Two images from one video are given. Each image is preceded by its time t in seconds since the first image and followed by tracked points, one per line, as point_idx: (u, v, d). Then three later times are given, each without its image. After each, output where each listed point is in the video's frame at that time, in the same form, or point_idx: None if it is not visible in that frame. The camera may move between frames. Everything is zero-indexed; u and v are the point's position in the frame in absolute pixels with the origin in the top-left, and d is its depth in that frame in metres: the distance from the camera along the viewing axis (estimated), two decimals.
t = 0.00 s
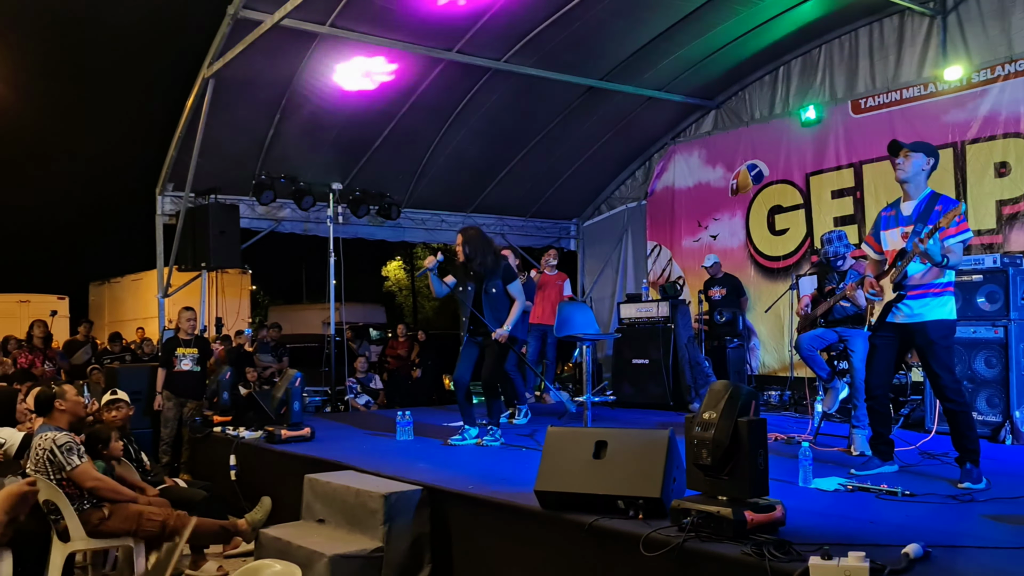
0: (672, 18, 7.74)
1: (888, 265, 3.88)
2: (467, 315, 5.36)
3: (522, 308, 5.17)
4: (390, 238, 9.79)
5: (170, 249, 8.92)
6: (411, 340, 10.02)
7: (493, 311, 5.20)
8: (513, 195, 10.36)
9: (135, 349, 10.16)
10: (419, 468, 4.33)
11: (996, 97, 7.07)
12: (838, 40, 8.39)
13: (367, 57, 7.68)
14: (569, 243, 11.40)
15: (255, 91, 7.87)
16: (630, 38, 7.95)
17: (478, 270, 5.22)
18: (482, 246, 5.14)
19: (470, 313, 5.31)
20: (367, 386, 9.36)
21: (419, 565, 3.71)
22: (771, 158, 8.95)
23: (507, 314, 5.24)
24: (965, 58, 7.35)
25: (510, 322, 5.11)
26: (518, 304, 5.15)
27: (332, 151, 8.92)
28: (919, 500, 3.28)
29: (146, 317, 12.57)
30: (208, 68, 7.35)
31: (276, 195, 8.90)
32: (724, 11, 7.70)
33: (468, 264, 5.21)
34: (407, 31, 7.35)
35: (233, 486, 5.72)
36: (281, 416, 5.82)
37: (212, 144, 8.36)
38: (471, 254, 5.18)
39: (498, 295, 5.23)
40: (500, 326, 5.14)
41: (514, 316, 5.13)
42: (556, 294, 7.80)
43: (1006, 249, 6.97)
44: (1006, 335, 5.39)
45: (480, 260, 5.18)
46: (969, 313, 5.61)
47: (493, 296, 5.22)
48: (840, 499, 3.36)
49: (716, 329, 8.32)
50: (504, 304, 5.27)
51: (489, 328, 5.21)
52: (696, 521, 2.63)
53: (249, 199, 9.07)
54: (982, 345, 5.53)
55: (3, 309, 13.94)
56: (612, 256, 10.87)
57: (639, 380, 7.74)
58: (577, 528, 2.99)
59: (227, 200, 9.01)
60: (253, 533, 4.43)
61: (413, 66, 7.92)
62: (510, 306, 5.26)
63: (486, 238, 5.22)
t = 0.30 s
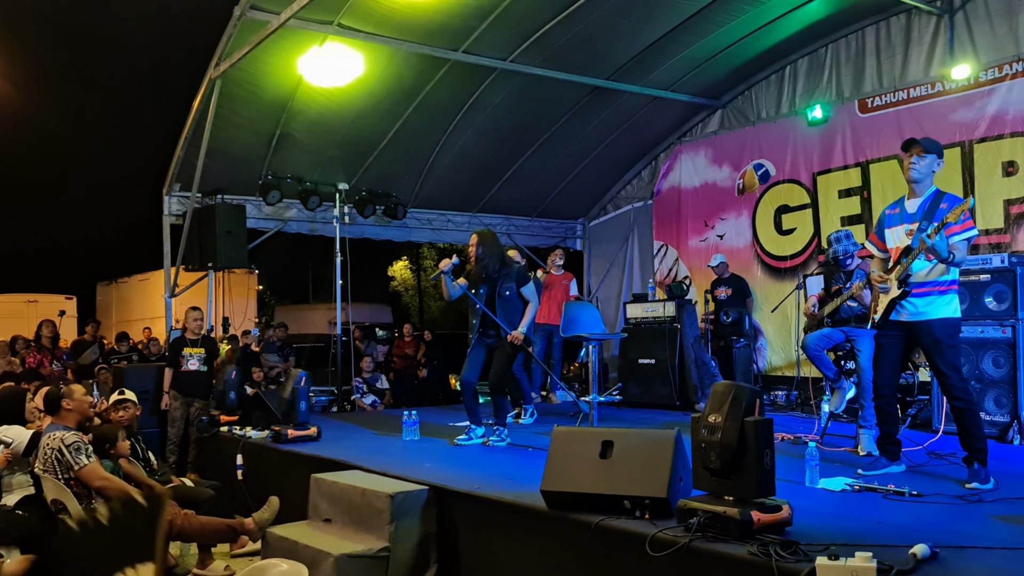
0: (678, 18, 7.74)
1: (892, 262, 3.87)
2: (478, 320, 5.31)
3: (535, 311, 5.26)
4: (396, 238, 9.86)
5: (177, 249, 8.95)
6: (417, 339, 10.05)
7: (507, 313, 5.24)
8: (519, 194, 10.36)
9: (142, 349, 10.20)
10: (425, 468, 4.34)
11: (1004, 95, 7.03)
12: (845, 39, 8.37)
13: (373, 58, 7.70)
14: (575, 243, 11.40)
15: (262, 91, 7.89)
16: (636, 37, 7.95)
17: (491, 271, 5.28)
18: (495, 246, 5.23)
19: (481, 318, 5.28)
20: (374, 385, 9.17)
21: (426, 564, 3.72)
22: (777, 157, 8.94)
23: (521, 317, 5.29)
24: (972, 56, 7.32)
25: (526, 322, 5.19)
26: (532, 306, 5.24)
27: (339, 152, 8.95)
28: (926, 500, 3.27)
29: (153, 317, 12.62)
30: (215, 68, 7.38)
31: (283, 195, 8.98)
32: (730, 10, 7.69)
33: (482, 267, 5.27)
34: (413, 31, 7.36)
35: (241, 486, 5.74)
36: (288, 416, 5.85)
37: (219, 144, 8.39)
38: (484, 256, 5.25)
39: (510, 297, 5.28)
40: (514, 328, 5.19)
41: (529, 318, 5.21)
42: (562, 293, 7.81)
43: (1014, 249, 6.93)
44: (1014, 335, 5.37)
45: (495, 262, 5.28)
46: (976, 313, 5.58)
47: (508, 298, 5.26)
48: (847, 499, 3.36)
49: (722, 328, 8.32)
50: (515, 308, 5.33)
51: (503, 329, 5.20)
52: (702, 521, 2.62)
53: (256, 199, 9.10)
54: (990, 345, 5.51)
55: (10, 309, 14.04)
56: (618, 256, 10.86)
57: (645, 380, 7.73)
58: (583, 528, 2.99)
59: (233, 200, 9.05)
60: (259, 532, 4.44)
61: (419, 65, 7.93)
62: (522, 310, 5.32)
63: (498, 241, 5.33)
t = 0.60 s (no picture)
0: (684, 18, 7.73)
1: (893, 265, 3.85)
2: (488, 306, 5.24)
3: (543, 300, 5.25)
4: (402, 238, 9.80)
5: (184, 249, 8.97)
6: (423, 340, 10.07)
7: (516, 300, 5.20)
8: (525, 195, 10.36)
9: (149, 349, 10.25)
10: (431, 468, 4.34)
11: (1012, 95, 7.01)
12: (851, 39, 8.34)
13: (379, 59, 7.72)
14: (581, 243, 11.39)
15: (268, 91, 7.91)
16: (641, 38, 7.94)
17: (505, 257, 5.28)
18: (513, 231, 5.25)
19: (492, 304, 5.23)
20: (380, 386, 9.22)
21: (432, 565, 3.72)
22: (784, 158, 8.92)
23: (529, 305, 5.27)
24: (979, 55, 7.28)
25: (534, 310, 5.18)
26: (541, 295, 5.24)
27: (344, 152, 8.97)
28: (933, 501, 3.26)
29: (160, 317, 12.67)
30: (222, 69, 7.40)
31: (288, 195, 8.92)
32: (736, 10, 7.68)
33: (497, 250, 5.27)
34: (419, 31, 7.37)
35: (247, 486, 5.76)
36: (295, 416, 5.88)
37: (225, 145, 8.42)
38: (501, 240, 5.22)
39: (521, 284, 5.27)
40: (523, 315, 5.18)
41: (537, 306, 5.20)
42: (568, 294, 7.81)
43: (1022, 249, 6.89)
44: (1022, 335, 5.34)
45: (512, 245, 5.26)
46: (983, 313, 5.57)
47: (519, 284, 5.25)
48: (853, 500, 3.34)
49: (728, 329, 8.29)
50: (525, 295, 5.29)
51: (513, 314, 5.17)
52: (708, 521, 2.62)
53: (262, 200, 9.13)
54: (997, 345, 5.48)
55: (18, 309, 14.14)
56: (623, 256, 10.85)
57: (651, 380, 7.72)
58: (588, 528, 3.00)
59: (240, 201, 9.07)
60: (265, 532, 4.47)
61: (425, 66, 7.95)
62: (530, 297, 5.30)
63: (513, 227, 5.32)
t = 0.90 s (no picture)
0: (688, 17, 7.73)
1: (890, 268, 3.83)
2: (491, 303, 5.21)
3: (546, 300, 5.25)
4: (405, 238, 9.81)
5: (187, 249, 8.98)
6: (426, 340, 10.10)
7: (519, 297, 5.19)
8: (528, 195, 10.37)
9: (153, 349, 10.27)
10: (434, 468, 4.35)
11: (1016, 95, 6.98)
12: (855, 39, 8.33)
13: (382, 59, 7.72)
14: (584, 243, 11.39)
15: (272, 91, 7.92)
16: (644, 38, 7.94)
17: (510, 255, 5.30)
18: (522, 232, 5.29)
19: (495, 301, 5.20)
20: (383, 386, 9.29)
21: (435, 565, 3.72)
22: (787, 157, 8.91)
23: (529, 306, 5.27)
24: (983, 55, 7.27)
25: (536, 308, 5.17)
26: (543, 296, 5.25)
27: (348, 153, 8.98)
28: (936, 501, 3.25)
29: (163, 317, 12.71)
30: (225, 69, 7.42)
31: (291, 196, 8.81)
32: (739, 10, 7.67)
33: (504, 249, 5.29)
34: (422, 31, 7.37)
35: (251, 485, 5.76)
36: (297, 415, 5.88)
37: (229, 145, 8.44)
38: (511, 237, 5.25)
39: (523, 283, 5.27)
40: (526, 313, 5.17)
41: (539, 305, 5.19)
42: (571, 294, 7.81)
43: None
44: None
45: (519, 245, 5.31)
46: (987, 313, 5.55)
47: (523, 283, 5.25)
48: (857, 501, 3.33)
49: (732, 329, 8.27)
50: (526, 295, 5.28)
51: (514, 311, 5.16)
52: (711, 522, 2.62)
53: (265, 200, 9.14)
54: (1002, 346, 5.46)
55: (22, 308, 14.20)
56: (627, 256, 10.84)
57: (654, 380, 7.71)
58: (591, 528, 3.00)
59: (243, 201, 9.09)
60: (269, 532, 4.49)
61: (427, 66, 7.95)
62: (532, 298, 5.30)
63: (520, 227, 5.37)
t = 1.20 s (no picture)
0: (691, 17, 7.71)
1: (892, 268, 3.84)
2: (490, 303, 5.19)
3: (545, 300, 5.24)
4: (408, 238, 9.84)
5: (191, 249, 8.99)
6: (429, 339, 10.11)
7: (519, 296, 5.19)
8: (531, 195, 10.37)
9: (157, 349, 10.28)
10: (437, 468, 4.35)
11: (1020, 94, 6.97)
12: (859, 39, 8.30)
13: (386, 59, 7.73)
14: (588, 244, 11.38)
15: (275, 92, 7.94)
16: (647, 38, 7.94)
17: (512, 256, 5.29)
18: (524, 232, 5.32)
19: (495, 300, 5.19)
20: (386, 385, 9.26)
21: (438, 565, 3.72)
22: (791, 157, 8.90)
23: (528, 304, 5.25)
24: (988, 54, 7.24)
25: (535, 306, 5.15)
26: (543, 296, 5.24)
27: (351, 154, 8.99)
28: (940, 502, 3.25)
29: (168, 317, 12.73)
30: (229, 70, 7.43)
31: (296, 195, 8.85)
32: (743, 10, 7.66)
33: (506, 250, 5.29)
34: (425, 31, 7.37)
35: (255, 485, 5.77)
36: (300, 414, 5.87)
37: (232, 145, 8.45)
38: (516, 237, 5.25)
39: (524, 283, 5.27)
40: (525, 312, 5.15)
41: (539, 303, 5.17)
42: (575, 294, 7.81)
43: None
44: None
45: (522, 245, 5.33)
46: (993, 314, 5.49)
47: (522, 282, 5.25)
48: (860, 501, 3.33)
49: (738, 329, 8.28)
50: (526, 294, 5.26)
51: (514, 310, 5.16)
52: (716, 522, 2.62)
53: (269, 200, 9.15)
54: (1006, 346, 5.45)
55: (26, 308, 14.22)
56: (630, 256, 10.85)
57: (658, 380, 7.71)
58: (595, 528, 3.00)
59: (247, 201, 9.11)
60: (272, 532, 4.49)
61: (431, 66, 7.95)
62: (531, 298, 5.28)
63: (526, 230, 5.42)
